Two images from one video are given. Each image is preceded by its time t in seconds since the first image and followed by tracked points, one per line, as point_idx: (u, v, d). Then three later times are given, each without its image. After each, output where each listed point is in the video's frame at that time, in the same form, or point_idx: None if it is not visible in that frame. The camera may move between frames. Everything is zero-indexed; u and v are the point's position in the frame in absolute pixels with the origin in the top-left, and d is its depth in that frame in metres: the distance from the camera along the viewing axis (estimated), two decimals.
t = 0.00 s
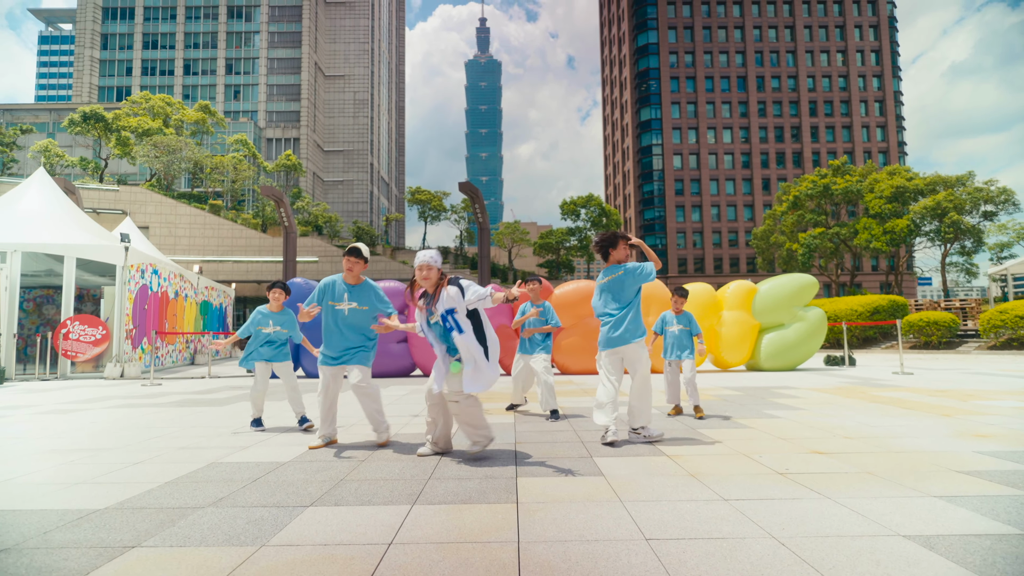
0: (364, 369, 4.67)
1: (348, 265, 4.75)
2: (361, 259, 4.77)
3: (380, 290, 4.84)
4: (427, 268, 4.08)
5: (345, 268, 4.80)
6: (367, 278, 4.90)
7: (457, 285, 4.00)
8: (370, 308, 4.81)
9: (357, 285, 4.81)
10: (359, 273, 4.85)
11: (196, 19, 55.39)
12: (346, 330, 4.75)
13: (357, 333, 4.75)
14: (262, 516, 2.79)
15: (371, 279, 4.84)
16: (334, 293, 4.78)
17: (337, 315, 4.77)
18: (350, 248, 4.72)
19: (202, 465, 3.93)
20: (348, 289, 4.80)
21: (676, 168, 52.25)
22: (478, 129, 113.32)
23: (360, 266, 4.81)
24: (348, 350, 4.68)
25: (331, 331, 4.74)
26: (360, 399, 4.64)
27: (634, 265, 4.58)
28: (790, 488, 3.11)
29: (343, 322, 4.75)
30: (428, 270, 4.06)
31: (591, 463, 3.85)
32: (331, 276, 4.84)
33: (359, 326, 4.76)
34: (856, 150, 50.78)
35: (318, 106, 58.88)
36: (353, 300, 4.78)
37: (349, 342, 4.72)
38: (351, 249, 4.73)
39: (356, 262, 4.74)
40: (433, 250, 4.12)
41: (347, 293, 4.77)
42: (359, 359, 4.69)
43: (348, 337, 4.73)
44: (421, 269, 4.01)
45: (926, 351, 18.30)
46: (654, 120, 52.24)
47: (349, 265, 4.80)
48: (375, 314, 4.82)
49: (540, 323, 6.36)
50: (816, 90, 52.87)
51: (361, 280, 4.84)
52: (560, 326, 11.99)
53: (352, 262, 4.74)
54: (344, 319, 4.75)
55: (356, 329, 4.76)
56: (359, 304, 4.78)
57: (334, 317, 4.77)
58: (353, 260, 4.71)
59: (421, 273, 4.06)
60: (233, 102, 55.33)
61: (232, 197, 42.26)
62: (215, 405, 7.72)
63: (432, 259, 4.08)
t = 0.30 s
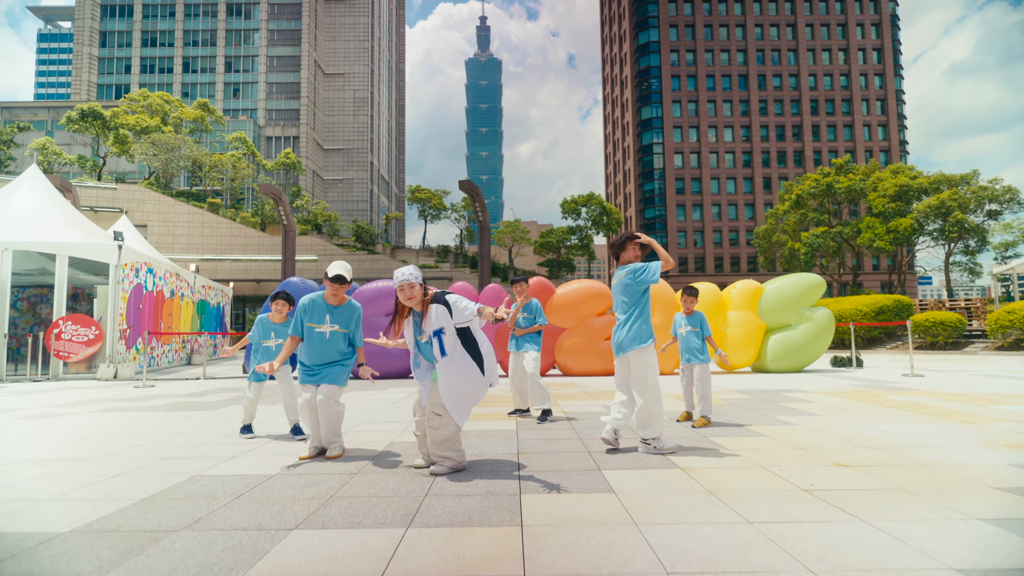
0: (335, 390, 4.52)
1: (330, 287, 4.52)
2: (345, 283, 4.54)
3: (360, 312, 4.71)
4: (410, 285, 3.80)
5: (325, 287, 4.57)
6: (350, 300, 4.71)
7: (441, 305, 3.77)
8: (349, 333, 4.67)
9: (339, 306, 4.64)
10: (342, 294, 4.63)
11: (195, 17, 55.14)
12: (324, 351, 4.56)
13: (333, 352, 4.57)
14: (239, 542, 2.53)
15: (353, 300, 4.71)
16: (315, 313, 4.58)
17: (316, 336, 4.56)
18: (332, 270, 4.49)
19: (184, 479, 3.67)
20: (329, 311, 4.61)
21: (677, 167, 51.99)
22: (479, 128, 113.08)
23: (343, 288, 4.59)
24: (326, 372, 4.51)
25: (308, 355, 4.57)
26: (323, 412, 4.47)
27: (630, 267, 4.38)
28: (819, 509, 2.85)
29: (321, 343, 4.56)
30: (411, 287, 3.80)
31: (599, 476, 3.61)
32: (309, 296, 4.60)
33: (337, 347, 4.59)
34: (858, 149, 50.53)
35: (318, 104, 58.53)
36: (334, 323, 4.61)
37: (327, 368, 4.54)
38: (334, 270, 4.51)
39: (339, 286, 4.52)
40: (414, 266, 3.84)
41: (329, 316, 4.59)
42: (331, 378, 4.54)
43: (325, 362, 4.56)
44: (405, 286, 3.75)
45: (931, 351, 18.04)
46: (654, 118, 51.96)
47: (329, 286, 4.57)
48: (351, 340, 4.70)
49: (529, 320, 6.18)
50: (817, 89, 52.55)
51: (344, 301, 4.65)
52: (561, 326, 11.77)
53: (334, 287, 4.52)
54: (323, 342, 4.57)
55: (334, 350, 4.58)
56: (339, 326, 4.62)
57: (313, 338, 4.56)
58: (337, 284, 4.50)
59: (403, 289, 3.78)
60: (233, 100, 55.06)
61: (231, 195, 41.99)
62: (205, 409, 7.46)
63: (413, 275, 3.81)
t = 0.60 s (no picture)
0: (326, 406, 4.17)
1: (314, 279, 4.26)
2: (329, 272, 4.29)
3: (350, 308, 4.40)
4: (400, 284, 3.50)
5: (309, 281, 4.30)
6: (337, 295, 4.43)
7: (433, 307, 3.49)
8: (340, 330, 4.36)
9: (325, 303, 4.33)
10: (328, 287, 4.36)
11: (195, 15, 54.84)
12: (312, 354, 4.25)
13: (325, 359, 4.26)
14: None
15: (341, 296, 4.38)
16: (300, 310, 4.29)
17: (303, 336, 4.26)
18: (316, 261, 4.25)
19: (156, 510, 3.35)
20: (315, 308, 4.31)
21: (678, 166, 51.62)
22: (480, 126, 112.88)
23: (329, 279, 4.33)
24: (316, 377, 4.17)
25: (294, 359, 4.24)
26: (313, 432, 4.14)
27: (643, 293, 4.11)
28: (861, 554, 2.54)
29: (310, 344, 4.26)
30: (402, 286, 3.50)
31: (611, 508, 3.29)
32: (294, 294, 4.32)
33: (326, 350, 4.27)
34: (861, 148, 50.15)
35: (318, 103, 58.12)
36: (321, 321, 4.30)
37: (316, 371, 4.20)
38: (317, 261, 4.27)
39: (323, 276, 4.26)
40: (407, 264, 3.54)
41: (316, 313, 4.29)
42: (322, 392, 4.19)
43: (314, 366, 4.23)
44: (395, 284, 3.46)
45: (941, 355, 17.66)
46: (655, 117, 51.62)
47: (314, 279, 4.32)
48: (343, 339, 4.38)
49: (529, 330, 5.84)
50: (819, 88, 52.10)
51: (330, 297, 4.36)
52: (564, 330, 11.44)
53: (318, 277, 4.25)
54: (311, 342, 4.26)
55: (322, 353, 4.27)
56: (327, 324, 4.31)
57: (300, 339, 4.28)
58: (321, 273, 4.24)
59: (392, 288, 3.49)
60: (232, 99, 54.74)
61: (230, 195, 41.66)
62: (194, 419, 7.13)
63: (405, 273, 3.51)
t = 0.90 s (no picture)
0: (320, 419, 3.82)
1: (299, 276, 3.99)
2: (315, 268, 4.02)
3: (340, 307, 4.09)
4: (400, 283, 3.19)
5: (295, 279, 4.02)
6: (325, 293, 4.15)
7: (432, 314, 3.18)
8: (329, 329, 4.03)
9: (312, 301, 4.04)
10: (314, 285, 4.08)
11: (194, 14, 54.52)
12: (299, 357, 3.91)
13: (312, 361, 3.91)
14: None
15: (327, 293, 4.09)
16: (285, 310, 3.99)
17: (289, 338, 3.95)
18: (301, 256, 3.97)
19: (119, 555, 3.03)
20: (301, 307, 4.01)
21: (679, 165, 51.30)
22: (481, 125, 112.66)
23: (315, 276, 4.05)
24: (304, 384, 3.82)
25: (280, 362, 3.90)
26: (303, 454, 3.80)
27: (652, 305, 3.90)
28: None
29: (297, 346, 3.94)
30: (403, 286, 3.19)
31: (622, 553, 2.97)
32: (278, 293, 4.04)
33: (312, 352, 3.94)
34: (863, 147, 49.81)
35: (317, 102, 57.76)
36: (308, 319, 3.98)
37: (301, 377, 3.84)
38: (302, 257, 4.00)
39: (308, 271, 3.99)
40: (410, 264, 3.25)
41: (302, 311, 3.98)
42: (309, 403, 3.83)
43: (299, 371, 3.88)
44: (395, 283, 3.15)
45: (949, 358, 17.35)
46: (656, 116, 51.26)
47: (299, 277, 4.04)
48: (332, 340, 4.03)
49: (535, 342, 5.49)
50: (821, 86, 51.63)
51: (318, 295, 4.07)
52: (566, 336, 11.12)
53: (303, 273, 3.97)
54: (297, 343, 3.94)
55: (311, 355, 3.93)
56: (315, 323, 3.99)
57: (286, 340, 3.96)
58: (306, 269, 3.97)
59: (392, 286, 3.18)
60: (231, 98, 54.47)
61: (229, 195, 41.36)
62: (180, 435, 6.79)
63: (408, 274, 3.20)
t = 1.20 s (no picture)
0: (310, 444, 3.50)
1: (278, 298, 3.66)
2: (294, 288, 3.69)
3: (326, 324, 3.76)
4: (409, 281, 2.95)
5: (274, 300, 3.70)
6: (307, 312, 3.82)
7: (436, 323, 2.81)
8: (315, 347, 3.70)
9: (293, 321, 3.72)
10: (295, 305, 3.75)
11: (193, 13, 54.10)
12: (285, 381, 3.60)
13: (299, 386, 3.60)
14: None
15: (310, 311, 3.77)
16: (265, 334, 3.67)
17: (273, 362, 3.64)
18: (276, 276, 3.65)
19: None
20: (283, 329, 3.68)
21: (679, 164, 50.96)
22: (481, 124, 112.42)
23: (295, 296, 3.72)
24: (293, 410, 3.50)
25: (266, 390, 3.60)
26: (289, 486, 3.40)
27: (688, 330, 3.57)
28: None
29: (281, 370, 3.62)
30: (411, 284, 2.94)
31: None
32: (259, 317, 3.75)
33: (298, 376, 3.62)
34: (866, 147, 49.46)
35: (317, 101, 57.42)
36: (292, 341, 3.65)
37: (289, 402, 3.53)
38: (279, 275, 3.66)
39: (287, 292, 3.65)
40: (423, 262, 3.06)
41: (284, 333, 3.65)
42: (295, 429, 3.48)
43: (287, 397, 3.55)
44: (403, 281, 2.91)
45: (958, 362, 17.01)
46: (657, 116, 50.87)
47: (278, 297, 3.71)
48: (319, 359, 3.70)
49: (542, 354, 5.12)
50: (823, 85, 51.19)
51: (300, 315, 3.75)
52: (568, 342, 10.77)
53: (281, 293, 3.64)
54: (282, 368, 3.62)
55: (296, 378, 3.61)
56: (299, 343, 3.66)
57: (270, 365, 3.64)
58: (285, 290, 3.64)
59: (399, 283, 2.94)
60: (230, 97, 54.19)
61: (227, 194, 41.05)
62: (163, 451, 6.46)
63: (420, 272, 2.99)
